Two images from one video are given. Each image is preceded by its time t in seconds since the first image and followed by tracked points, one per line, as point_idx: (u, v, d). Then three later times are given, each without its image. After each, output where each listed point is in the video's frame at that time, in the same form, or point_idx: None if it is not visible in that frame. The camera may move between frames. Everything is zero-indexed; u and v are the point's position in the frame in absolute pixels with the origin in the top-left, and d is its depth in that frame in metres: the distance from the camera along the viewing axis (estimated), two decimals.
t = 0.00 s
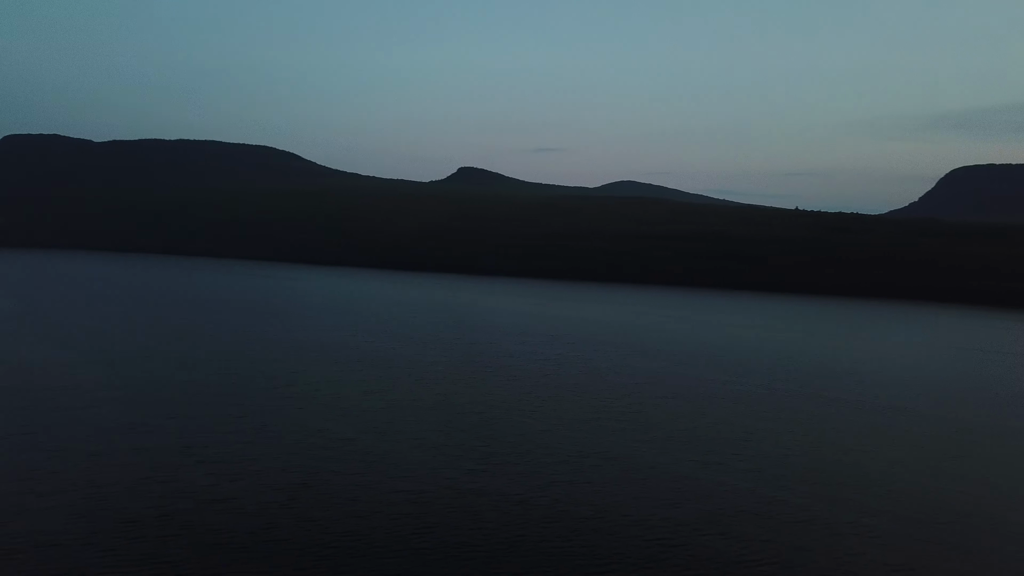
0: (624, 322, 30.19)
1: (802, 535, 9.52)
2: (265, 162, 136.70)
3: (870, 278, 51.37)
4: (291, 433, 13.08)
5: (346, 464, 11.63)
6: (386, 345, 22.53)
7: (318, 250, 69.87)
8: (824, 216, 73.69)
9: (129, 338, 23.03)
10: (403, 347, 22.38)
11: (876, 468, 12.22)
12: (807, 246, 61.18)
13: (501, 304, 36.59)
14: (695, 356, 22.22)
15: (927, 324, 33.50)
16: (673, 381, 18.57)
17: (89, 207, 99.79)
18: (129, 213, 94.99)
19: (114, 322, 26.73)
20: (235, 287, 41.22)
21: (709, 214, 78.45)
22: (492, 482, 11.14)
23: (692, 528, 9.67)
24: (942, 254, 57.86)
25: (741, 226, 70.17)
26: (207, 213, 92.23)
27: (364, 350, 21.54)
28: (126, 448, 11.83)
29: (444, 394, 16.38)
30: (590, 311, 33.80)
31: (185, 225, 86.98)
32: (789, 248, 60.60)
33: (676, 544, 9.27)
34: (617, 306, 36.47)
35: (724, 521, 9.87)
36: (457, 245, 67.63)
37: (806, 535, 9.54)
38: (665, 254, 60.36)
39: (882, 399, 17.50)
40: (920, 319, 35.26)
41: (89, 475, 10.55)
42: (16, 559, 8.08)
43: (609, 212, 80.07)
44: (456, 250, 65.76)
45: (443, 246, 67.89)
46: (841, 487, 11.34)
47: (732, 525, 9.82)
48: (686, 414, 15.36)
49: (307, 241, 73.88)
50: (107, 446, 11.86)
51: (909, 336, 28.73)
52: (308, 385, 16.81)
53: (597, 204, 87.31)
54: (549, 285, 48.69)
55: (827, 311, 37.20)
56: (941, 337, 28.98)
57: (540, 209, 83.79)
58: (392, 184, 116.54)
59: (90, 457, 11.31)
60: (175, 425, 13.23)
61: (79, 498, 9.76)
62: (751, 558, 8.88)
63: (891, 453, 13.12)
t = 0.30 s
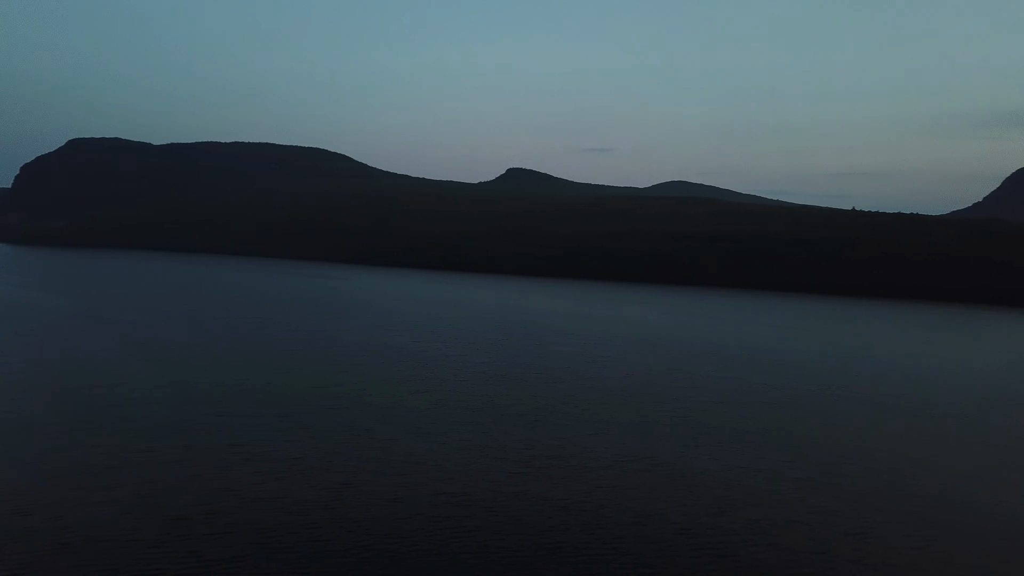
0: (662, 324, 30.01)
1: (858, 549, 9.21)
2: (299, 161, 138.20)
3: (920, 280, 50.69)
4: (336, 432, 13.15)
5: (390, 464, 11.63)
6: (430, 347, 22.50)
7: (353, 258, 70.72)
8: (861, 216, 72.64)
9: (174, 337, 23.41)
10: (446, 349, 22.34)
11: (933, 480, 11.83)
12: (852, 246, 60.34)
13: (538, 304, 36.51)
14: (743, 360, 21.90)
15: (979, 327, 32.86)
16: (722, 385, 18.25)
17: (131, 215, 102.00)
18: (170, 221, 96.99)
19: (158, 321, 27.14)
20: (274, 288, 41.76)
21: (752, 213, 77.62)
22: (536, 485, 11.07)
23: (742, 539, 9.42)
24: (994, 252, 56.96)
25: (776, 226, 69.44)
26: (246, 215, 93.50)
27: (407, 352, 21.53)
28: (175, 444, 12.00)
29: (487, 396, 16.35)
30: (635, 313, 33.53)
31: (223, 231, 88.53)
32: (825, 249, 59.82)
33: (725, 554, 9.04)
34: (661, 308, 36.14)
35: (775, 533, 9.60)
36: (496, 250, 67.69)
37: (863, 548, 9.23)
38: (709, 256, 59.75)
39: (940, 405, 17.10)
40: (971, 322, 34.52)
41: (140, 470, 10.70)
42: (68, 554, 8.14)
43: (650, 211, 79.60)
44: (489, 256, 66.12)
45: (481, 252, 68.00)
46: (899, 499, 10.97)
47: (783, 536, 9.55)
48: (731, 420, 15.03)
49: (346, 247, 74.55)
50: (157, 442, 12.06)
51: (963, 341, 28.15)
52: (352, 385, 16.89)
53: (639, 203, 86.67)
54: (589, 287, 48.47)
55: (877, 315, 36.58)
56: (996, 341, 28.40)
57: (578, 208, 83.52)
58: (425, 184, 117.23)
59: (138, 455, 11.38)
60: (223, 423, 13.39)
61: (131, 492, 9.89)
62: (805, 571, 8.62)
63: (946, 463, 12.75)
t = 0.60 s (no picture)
0: (710, 325, 29.59)
1: (915, 563, 8.80)
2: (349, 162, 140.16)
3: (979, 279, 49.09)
4: (381, 431, 13.19)
5: (433, 465, 11.58)
6: (474, 348, 22.46)
7: (401, 259, 71.46)
8: (919, 216, 70.67)
9: (225, 335, 23.88)
10: (491, 350, 22.27)
11: (996, 491, 11.28)
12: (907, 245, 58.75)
13: (584, 305, 36.31)
14: (793, 364, 21.39)
15: None
16: (771, 390, 17.81)
17: (188, 217, 104.74)
18: (224, 222, 99.30)
19: (209, 320, 27.64)
20: (323, 288, 42.39)
21: (803, 212, 76.10)
22: (579, 489, 10.89)
23: (792, 550, 9.07)
24: None
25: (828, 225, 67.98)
26: (296, 217, 95.07)
27: (451, 353, 21.51)
28: (222, 441, 12.17)
29: (532, 397, 16.25)
30: (682, 316, 33.09)
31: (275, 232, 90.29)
32: (880, 248, 58.34)
33: (774, 565, 8.72)
34: (708, 311, 35.60)
35: (828, 545, 9.22)
36: (542, 252, 67.63)
37: (920, 562, 8.82)
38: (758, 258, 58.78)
39: (1000, 412, 16.47)
40: None
41: (187, 467, 10.87)
42: (114, 549, 8.26)
43: (698, 212, 78.64)
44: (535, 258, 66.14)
45: (528, 253, 67.96)
46: (960, 511, 10.47)
47: (836, 548, 9.16)
48: (780, 426, 14.61)
49: (393, 249, 75.26)
50: (205, 439, 12.22)
51: None
52: (397, 385, 16.97)
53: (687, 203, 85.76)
54: (634, 289, 48.03)
55: (933, 318, 35.53)
56: None
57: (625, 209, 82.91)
58: (472, 184, 117.82)
59: (184, 453, 11.50)
60: (270, 420, 13.57)
61: (177, 488, 10.05)
62: None
63: (1009, 473, 12.19)
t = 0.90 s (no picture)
0: (759, 329, 29.07)
1: None
2: (396, 163, 141.55)
3: None
4: (423, 432, 13.20)
5: (474, 468, 11.53)
6: (519, 349, 22.43)
7: (447, 260, 71.87)
8: (979, 216, 68.44)
9: (273, 335, 24.30)
10: (535, 351, 22.22)
11: None
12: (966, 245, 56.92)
13: (630, 307, 36.02)
14: (843, 368, 20.87)
15: None
16: (820, 395, 17.42)
17: (240, 219, 107.03)
18: (274, 224, 101.21)
19: (260, 319, 28.12)
20: (370, 288, 42.90)
21: (856, 212, 74.34)
22: (621, 494, 10.73)
23: (840, 562, 8.78)
24: None
25: (883, 226, 66.25)
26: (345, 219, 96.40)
27: (496, 354, 21.52)
28: (268, 439, 12.36)
29: (575, 400, 16.11)
30: (730, 318, 32.58)
31: (324, 234, 91.69)
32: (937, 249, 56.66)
33: None
34: (757, 313, 34.99)
35: (876, 558, 8.90)
36: (587, 254, 67.37)
37: None
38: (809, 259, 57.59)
39: None
40: None
41: (231, 464, 11.01)
42: (157, 545, 8.37)
43: (747, 212, 77.44)
44: (581, 260, 65.92)
45: (573, 255, 67.77)
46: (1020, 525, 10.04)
47: (886, 561, 8.83)
48: (830, 432, 14.25)
49: (439, 251, 75.75)
50: (252, 437, 12.43)
51: None
52: (440, 386, 16.99)
53: (734, 203, 84.54)
54: (680, 290, 47.54)
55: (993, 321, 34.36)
56: None
57: (672, 209, 82.08)
58: (517, 185, 117.93)
59: (232, 450, 11.71)
60: (313, 420, 13.69)
61: (221, 486, 10.18)
62: None
63: None
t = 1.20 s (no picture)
0: (809, 332, 28.43)
1: None
2: (443, 163, 142.35)
3: None
4: (464, 434, 13.14)
5: (514, 471, 11.41)
6: (562, 351, 22.28)
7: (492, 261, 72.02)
8: None
9: (318, 334, 24.62)
10: (579, 353, 22.03)
11: None
12: None
13: (675, 308, 35.58)
14: (896, 373, 20.25)
15: None
16: (873, 400, 16.90)
17: (290, 220, 108.94)
18: (323, 225, 102.75)
19: (306, 319, 28.47)
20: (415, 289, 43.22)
21: (911, 212, 72.31)
22: (663, 501, 10.51)
23: None
24: None
25: (940, 226, 64.29)
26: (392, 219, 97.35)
27: (539, 356, 21.39)
28: (311, 438, 12.44)
29: (617, 402, 15.92)
30: (779, 320, 31.95)
31: (371, 235, 92.80)
32: (997, 249, 54.80)
33: None
34: (807, 315, 34.22)
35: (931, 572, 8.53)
36: (633, 255, 66.81)
37: None
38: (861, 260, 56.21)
39: None
40: None
41: (273, 463, 11.11)
42: (199, 543, 8.45)
43: (798, 212, 75.91)
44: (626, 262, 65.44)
45: (618, 256, 67.32)
46: None
47: None
48: (883, 440, 13.78)
49: (485, 252, 75.98)
50: (295, 436, 12.51)
51: None
52: (481, 387, 16.94)
53: (784, 203, 82.97)
54: (728, 292, 46.81)
55: None
56: None
57: (720, 208, 80.90)
58: (563, 186, 117.53)
59: (275, 449, 11.80)
60: (356, 419, 13.78)
61: (264, 485, 10.25)
62: None
63: None
